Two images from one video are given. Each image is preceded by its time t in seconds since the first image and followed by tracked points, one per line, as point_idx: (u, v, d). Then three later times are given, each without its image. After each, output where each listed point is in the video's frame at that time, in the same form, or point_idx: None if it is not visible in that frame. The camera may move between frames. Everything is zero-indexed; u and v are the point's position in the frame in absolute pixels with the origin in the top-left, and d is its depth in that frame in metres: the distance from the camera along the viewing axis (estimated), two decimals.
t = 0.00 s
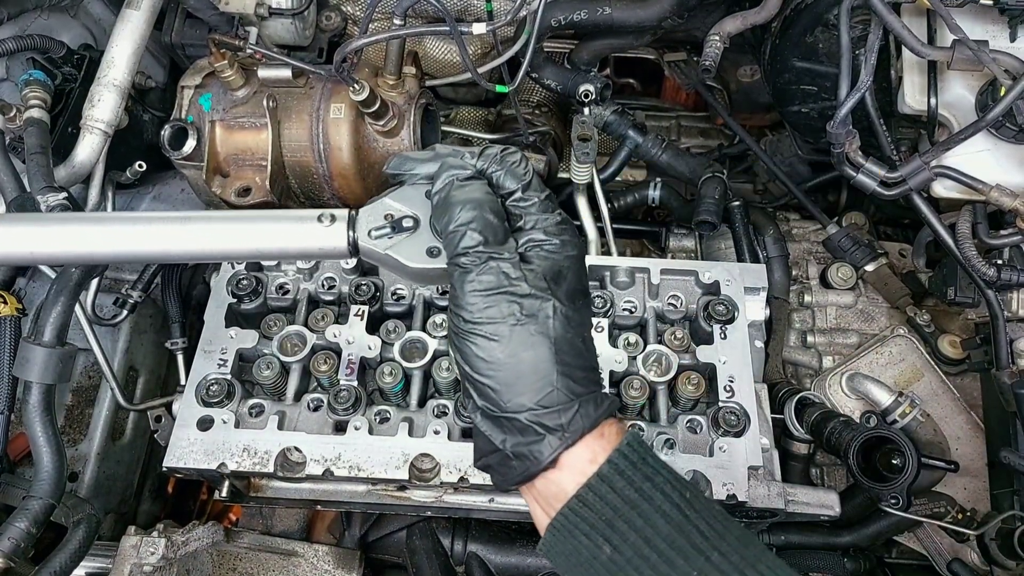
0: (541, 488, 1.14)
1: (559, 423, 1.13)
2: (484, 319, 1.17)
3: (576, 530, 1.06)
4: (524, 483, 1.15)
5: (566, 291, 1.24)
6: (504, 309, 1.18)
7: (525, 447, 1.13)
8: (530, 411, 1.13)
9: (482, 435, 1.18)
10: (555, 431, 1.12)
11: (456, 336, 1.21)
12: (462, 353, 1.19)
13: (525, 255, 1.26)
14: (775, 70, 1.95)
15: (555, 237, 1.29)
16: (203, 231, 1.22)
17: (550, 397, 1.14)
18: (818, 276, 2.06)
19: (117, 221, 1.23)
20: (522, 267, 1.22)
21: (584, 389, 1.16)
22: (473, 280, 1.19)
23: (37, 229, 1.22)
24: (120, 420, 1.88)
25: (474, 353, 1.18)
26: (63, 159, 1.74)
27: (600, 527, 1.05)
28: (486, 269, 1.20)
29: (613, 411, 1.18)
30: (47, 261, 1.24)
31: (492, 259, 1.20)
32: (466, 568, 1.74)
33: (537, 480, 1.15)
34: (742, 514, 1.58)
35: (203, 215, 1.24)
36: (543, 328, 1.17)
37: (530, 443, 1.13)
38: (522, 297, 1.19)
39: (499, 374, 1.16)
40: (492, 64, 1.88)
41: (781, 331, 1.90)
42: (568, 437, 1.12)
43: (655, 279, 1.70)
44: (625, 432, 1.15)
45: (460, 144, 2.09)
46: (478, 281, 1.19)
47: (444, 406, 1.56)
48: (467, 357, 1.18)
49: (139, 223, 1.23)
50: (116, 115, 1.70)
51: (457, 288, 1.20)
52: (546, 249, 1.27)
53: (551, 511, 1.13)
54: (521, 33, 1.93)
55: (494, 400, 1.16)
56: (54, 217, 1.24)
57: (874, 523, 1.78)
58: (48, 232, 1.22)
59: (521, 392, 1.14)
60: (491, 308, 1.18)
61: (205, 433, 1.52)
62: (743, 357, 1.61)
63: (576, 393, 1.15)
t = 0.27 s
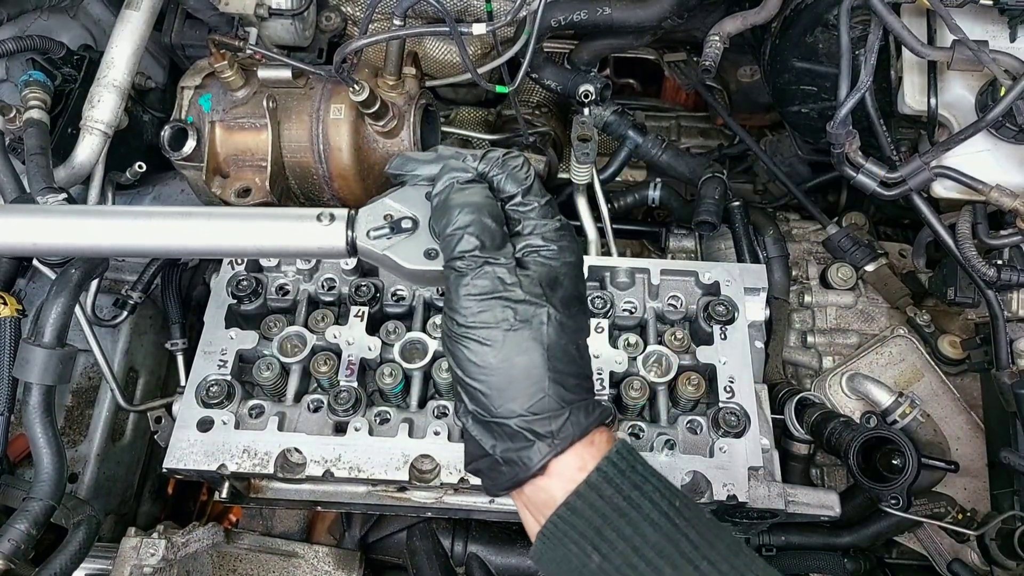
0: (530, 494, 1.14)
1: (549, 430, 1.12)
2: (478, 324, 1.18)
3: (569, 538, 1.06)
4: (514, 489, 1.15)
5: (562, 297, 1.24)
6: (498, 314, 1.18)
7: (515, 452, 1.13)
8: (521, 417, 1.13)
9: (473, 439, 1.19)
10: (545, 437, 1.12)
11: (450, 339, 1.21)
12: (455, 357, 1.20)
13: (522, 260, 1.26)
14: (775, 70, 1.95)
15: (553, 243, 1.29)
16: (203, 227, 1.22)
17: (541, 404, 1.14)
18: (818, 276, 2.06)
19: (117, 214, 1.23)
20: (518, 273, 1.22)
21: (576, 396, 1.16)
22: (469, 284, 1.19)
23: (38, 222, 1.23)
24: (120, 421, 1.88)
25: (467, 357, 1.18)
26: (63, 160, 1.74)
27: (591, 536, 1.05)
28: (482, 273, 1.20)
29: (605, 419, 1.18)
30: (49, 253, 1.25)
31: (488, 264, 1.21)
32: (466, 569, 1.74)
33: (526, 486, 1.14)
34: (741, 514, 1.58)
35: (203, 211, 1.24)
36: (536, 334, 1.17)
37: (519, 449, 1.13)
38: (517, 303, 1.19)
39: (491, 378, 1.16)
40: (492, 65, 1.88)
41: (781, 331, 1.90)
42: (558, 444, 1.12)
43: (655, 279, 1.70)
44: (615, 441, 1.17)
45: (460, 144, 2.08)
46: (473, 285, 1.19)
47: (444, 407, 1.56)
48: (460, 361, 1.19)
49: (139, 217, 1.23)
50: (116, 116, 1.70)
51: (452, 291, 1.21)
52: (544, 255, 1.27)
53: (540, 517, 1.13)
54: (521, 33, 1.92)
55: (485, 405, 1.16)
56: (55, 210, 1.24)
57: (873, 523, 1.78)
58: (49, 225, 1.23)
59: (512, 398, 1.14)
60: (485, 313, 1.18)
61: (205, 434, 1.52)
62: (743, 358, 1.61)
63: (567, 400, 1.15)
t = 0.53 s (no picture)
0: (520, 497, 1.13)
1: (539, 433, 1.12)
2: (472, 325, 1.18)
3: (559, 541, 1.05)
4: (503, 492, 1.14)
5: (557, 302, 1.24)
6: (493, 316, 1.18)
7: (505, 455, 1.13)
8: (513, 420, 1.13)
9: (463, 440, 1.18)
10: (536, 441, 1.12)
11: (443, 340, 1.21)
12: (448, 357, 1.20)
13: (519, 263, 1.26)
14: (775, 70, 1.95)
15: (550, 246, 1.29)
16: (202, 222, 1.22)
17: (532, 408, 1.13)
18: (818, 276, 2.06)
19: (117, 208, 1.23)
20: (514, 276, 1.22)
21: (568, 401, 1.16)
22: (464, 285, 1.19)
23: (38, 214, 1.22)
24: (121, 420, 1.88)
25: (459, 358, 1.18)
26: (63, 160, 1.74)
27: (581, 540, 1.04)
28: (478, 276, 1.20)
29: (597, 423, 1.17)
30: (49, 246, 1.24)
31: (485, 267, 1.21)
32: (466, 568, 1.74)
33: (516, 489, 1.14)
34: (741, 514, 1.58)
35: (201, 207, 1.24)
36: (530, 338, 1.17)
37: (510, 452, 1.13)
38: (512, 306, 1.19)
39: (483, 381, 1.16)
40: (492, 65, 1.88)
41: (781, 331, 1.90)
42: (547, 448, 1.11)
43: (655, 279, 1.70)
44: (607, 444, 1.14)
45: (460, 144, 2.08)
46: (469, 287, 1.19)
47: (444, 407, 1.56)
48: (453, 362, 1.18)
49: (139, 212, 1.23)
50: (116, 116, 1.70)
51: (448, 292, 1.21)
52: (541, 259, 1.27)
53: (531, 520, 1.13)
54: (521, 33, 1.92)
55: (476, 407, 1.16)
56: (55, 202, 1.24)
57: (873, 523, 1.78)
58: (49, 218, 1.22)
59: (504, 401, 1.14)
60: (480, 315, 1.18)
61: (205, 434, 1.52)
62: (743, 359, 1.61)
63: (560, 404, 1.15)
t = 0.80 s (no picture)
0: (508, 501, 1.13)
1: (528, 437, 1.11)
2: (466, 326, 1.17)
3: (548, 546, 1.08)
4: (491, 494, 1.14)
5: (553, 307, 1.23)
6: (487, 318, 1.17)
7: (493, 457, 1.12)
8: (502, 423, 1.12)
9: (453, 441, 1.18)
10: (524, 444, 1.11)
11: (437, 339, 1.20)
12: (441, 357, 1.19)
13: (516, 266, 1.26)
14: (775, 70, 1.95)
15: (548, 250, 1.28)
16: (202, 214, 1.22)
17: (523, 412, 1.12)
18: (819, 276, 2.06)
19: (119, 198, 1.23)
20: (510, 279, 1.22)
21: (558, 406, 1.15)
22: (459, 286, 1.19)
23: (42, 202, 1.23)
24: (120, 420, 1.88)
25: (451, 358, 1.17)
26: (63, 159, 1.74)
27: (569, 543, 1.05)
28: (473, 277, 1.20)
29: (587, 429, 1.17)
30: (54, 234, 1.24)
31: (481, 268, 1.20)
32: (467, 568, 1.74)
33: (505, 492, 1.13)
34: (741, 514, 1.58)
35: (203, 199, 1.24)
36: (524, 341, 1.16)
37: (498, 454, 1.12)
38: (506, 309, 1.18)
39: (474, 382, 1.15)
40: (492, 64, 1.88)
41: (781, 331, 1.90)
42: (535, 453, 1.10)
43: (656, 279, 1.70)
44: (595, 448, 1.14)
45: (460, 144, 2.08)
46: (464, 288, 1.19)
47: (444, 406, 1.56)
48: (445, 362, 1.18)
49: (140, 202, 1.23)
50: (115, 115, 1.70)
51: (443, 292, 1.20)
52: (539, 263, 1.27)
53: (520, 523, 1.12)
54: (521, 32, 1.92)
55: (466, 408, 1.15)
56: (65, 191, 1.24)
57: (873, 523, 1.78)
58: (56, 206, 1.23)
59: (495, 403, 1.13)
60: (474, 316, 1.18)
61: (205, 433, 1.52)
62: (743, 359, 1.61)
63: (551, 409, 1.14)
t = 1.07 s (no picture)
0: (499, 506, 1.11)
1: (519, 439, 1.11)
2: (461, 327, 1.18)
3: (544, 548, 1.06)
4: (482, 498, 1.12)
5: (549, 309, 1.23)
6: (481, 319, 1.18)
7: (483, 459, 1.12)
8: (493, 425, 1.12)
9: (444, 441, 1.18)
10: (515, 447, 1.11)
11: (432, 339, 1.21)
12: (434, 356, 1.19)
13: (513, 268, 1.26)
14: (775, 70, 1.95)
15: (546, 253, 1.29)
16: (203, 207, 1.22)
17: (515, 414, 1.13)
18: (819, 276, 2.06)
19: (121, 189, 1.23)
20: (506, 281, 1.22)
21: (551, 408, 1.15)
22: (454, 287, 1.19)
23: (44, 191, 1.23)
24: (120, 419, 1.88)
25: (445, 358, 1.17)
26: (63, 159, 1.74)
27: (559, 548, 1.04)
28: (469, 278, 1.20)
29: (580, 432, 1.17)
30: (56, 222, 1.24)
31: (478, 269, 1.20)
32: (467, 568, 1.74)
33: (493, 494, 1.12)
34: (741, 514, 1.58)
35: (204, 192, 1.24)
36: (518, 344, 1.17)
37: (489, 456, 1.12)
38: (501, 311, 1.18)
39: (467, 383, 1.15)
40: (492, 64, 1.88)
41: (781, 330, 1.90)
42: (526, 455, 1.10)
43: (656, 279, 1.70)
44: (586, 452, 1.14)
45: (460, 144, 2.08)
46: (459, 289, 1.19)
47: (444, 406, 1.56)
48: (439, 362, 1.18)
49: (144, 194, 1.23)
50: (115, 115, 1.70)
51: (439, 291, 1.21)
52: (536, 266, 1.27)
53: (508, 528, 1.10)
54: (521, 32, 1.92)
55: (458, 408, 1.15)
56: (65, 180, 1.24)
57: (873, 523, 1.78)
58: (61, 195, 1.23)
59: (487, 404, 1.13)
60: (469, 317, 1.18)
61: (205, 432, 1.52)
62: (744, 359, 1.61)
63: (544, 411, 1.14)
